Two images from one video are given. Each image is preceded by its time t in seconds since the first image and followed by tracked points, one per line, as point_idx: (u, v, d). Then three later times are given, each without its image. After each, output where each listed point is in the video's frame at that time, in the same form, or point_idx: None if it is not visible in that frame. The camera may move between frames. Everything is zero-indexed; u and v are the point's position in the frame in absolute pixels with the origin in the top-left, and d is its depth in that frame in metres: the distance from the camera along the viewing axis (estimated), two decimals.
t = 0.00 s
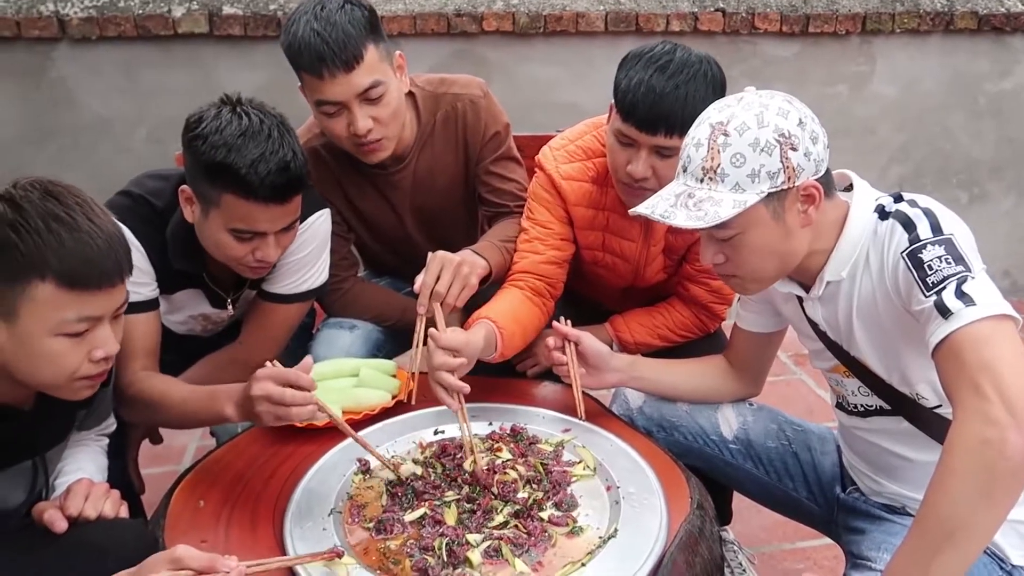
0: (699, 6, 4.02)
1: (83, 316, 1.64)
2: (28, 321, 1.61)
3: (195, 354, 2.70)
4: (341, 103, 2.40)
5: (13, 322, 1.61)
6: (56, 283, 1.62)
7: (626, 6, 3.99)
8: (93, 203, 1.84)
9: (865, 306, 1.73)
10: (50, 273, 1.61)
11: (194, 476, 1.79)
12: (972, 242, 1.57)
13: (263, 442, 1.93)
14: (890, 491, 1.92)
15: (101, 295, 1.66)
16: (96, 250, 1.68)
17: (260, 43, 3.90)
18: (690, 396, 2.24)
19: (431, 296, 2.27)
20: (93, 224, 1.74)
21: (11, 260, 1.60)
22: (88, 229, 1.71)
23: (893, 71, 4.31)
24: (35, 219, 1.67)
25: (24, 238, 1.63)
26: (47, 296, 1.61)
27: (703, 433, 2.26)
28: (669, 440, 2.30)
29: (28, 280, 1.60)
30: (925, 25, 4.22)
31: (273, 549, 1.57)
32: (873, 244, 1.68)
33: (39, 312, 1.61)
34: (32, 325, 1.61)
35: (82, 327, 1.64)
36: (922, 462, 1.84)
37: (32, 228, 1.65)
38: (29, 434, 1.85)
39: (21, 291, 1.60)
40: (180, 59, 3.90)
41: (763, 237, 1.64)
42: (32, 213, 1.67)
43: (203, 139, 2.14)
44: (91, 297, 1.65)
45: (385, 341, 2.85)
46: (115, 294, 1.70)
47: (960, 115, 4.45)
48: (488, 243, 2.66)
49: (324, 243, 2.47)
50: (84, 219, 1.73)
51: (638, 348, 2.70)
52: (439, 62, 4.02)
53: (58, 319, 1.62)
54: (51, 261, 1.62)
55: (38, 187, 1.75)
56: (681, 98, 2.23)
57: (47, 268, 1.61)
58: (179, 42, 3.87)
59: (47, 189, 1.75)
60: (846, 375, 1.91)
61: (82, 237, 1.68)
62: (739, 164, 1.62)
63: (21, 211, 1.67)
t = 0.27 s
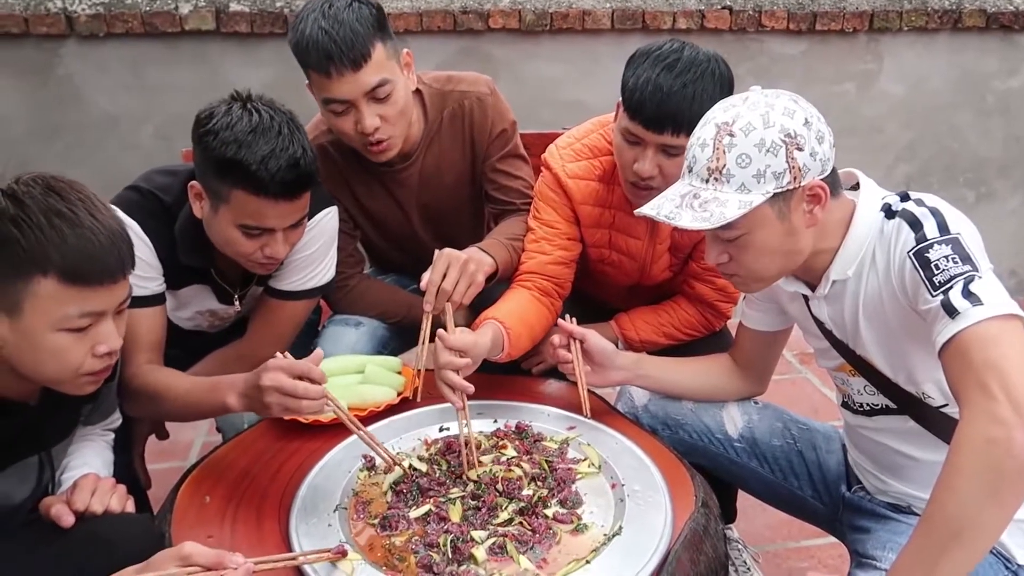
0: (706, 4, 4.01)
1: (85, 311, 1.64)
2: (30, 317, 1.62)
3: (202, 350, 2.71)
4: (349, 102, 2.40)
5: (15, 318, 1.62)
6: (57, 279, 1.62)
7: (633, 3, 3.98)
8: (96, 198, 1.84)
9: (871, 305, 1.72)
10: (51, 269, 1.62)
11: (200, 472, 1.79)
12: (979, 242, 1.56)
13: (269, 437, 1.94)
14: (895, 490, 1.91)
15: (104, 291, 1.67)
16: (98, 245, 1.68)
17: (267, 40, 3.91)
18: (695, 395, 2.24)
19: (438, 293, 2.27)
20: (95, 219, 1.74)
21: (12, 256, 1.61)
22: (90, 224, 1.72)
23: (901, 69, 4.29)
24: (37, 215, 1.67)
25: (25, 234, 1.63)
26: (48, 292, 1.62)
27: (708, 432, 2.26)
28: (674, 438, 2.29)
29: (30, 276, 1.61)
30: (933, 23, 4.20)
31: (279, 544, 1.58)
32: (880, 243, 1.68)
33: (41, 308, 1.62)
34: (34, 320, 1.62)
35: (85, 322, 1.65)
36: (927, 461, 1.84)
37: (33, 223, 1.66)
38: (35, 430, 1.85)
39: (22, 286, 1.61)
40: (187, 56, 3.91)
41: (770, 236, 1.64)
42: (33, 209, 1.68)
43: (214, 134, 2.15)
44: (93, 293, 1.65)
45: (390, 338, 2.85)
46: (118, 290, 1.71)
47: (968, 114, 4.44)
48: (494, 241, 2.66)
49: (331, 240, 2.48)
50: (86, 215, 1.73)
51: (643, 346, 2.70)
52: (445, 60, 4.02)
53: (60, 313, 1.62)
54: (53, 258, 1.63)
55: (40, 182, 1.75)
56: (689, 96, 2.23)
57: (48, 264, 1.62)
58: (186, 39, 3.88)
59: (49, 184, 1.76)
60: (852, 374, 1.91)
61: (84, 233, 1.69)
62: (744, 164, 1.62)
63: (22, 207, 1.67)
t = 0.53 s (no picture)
0: (712, 2, 4.00)
1: (95, 309, 1.65)
2: (41, 315, 1.62)
3: (208, 347, 2.72)
4: (356, 103, 2.40)
5: (26, 317, 1.62)
6: (70, 277, 1.63)
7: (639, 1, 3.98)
8: (104, 196, 1.84)
9: (877, 305, 1.72)
10: (63, 267, 1.62)
11: (206, 468, 1.80)
12: (986, 242, 1.56)
13: (275, 434, 1.94)
14: (901, 490, 1.91)
15: (114, 288, 1.67)
16: (109, 243, 1.69)
17: (273, 37, 3.91)
18: (700, 394, 2.23)
19: (444, 292, 2.27)
20: (104, 217, 1.75)
21: (24, 254, 1.61)
22: (99, 222, 1.72)
23: (908, 67, 4.28)
24: (46, 214, 1.68)
25: (36, 232, 1.64)
26: (59, 290, 1.62)
27: (713, 431, 2.26)
28: (678, 437, 2.30)
29: (42, 275, 1.61)
30: (940, 21, 4.19)
31: (284, 541, 1.58)
32: (887, 243, 1.68)
33: (52, 306, 1.62)
34: (45, 318, 1.62)
35: (95, 319, 1.66)
36: (933, 461, 1.83)
37: (44, 222, 1.67)
38: (42, 428, 1.86)
39: (34, 285, 1.61)
40: (193, 53, 3.91)
41: (777, 236, 1.64)
42: (43, 208, 1.68)
43: (221, 134, 2.15)
44: (104, 290, 1.66)
45: (395, 336, 2.86)
46: (129, 287, 1.72)
47: (975, 113, 4.43)
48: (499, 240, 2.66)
49: (338, 238, 2.48)
50: (95, 213, 1.74)
51: (648, 345, 2.70)
52: (450, 58, 4.02)
53: (72, 311, 1.63)
54: (64, 255, 1.63)
55: (48, 181, 1.76)
56: (694, 96, 2.23)
57: (60, 262, 1.62)
58: (192, 37, 3.88)
59: (57, 182, 1.76)
60: (858, 373, 1.90)
61: (94, 231, 1.69)
62: (751, 163, 1.61)
63: (31, 205, 1.68)
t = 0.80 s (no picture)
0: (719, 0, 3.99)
1: (110, 306, 1.66)
2: (56, 311, 1.63)
3: (215, 344, 2.73)
4: (361, 104, 2.40)
5: (41, 313, 1.63)
6: (86, 274, 1.63)
7: None
8: (120, 194, 1.85)
9: (885, 305, 1.72)
10: (80, 264, 1.63)
11: (213, 465, 1.81)
12: (995, 243, 1.55)
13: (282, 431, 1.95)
14: (907, 491, 1.91)
15: (130, 286, 1.68)
16: (125, 242, 1.69)
17: (280, 35, 3.92)
18: (707, 393, 2.23)
19: (453, 293, 2.27)
20: (121, 216, 1.75)
21: (41, 251, 1.62)
22: (116, 221, 1.73)
23: (916, 66, 4.26)
24: (65, 211, 1.69)
25: (54, 230, 1.65)
26: (75, 287, 1.63)
27: (718, 430, 2.25)
28: (684, 436, 2.29)
29: (58, 271, 1.62)
30: (948, 20, 4.17)
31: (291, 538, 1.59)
32: (895, 243, 1.67)
33: (68, 302, 1.63)
34: (61, 314, 1.63)
35: (109, 316, 1.66)
36: (939, 461, 1.83)
37: (62, 220, 1.68)
38: (53, 425, 1.86)
39: (49, 281, 1.62)
40: (200, 51, 3.92)
41: (785, 234, 1.64)
42: (62, 206, 1.69)
43: (227, 132, 2.15)
44: (119, 288, 1.67)
45: (401, 334, 2.86)
46: (142, 285, 1.72)
47: (983, 112, 4.41)
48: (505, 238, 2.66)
49: (343, 235, 2.48)
50: (112, 211, 1.75)
51: (654, 344, 2.69)
52: (456, 56, 4.02)
53: (86, 308, 1.64)
54: (80, 252, 1.64)
55: (66, 178, 1.77)
56: (701, 95, 2.22)
57: (76, 258, 1.63)
58: (199, 35, 3.89)
59: (75, 180, 1.77)
60: (864, 373, 1.90)
61: (112, 229, 1.70)
62: (762, 161, 1.61)
63: (50, 202, 1.69)
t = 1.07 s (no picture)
0: None
1: (126, 298, 1.67)
2: (72, 303, 1.64)
3: (224, 341, 2.74)
4: (367, 106, 2.41)
5: (57, 306, 1.64)
6: (102, 266, 1.65)
7: None
8: (136, 189, 1.86)
9: (893, 304, 1.72)
10: (96, 257, 1.64)
11: (222, 460, 1.82)
12: (1005, 243, 1.55)
13: (290, 428, 1.96)
14: (914, 491, 1.90)
15: (145, 278, 1.69)
16: (141, 235, 1.70)
17: (289, 34, 3.93)
18: (714, 392, 2.23)
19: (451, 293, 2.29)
20: (136, 209, 1.76)
21: (58, 245, 1.64)
22: (131, 214, 1.74)
23: (925, 65, 4.25)
24: (80, 205, 1.70)
25: (70, 223, 1.66)
26: (91, 280, 1.64)
27: (725, 429, 2.25)
28: (690, 435, 2.29)
29: (75, 264, 1.63)
30: (958, 19, 4.16)
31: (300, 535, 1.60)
32: (904, 242, 1.67)
33: (84, 294, 1.64)
34: (77, 307, 1.64)
35: (126, 309, 1.68)
36: (947, 461, 1.83)
37: (77, 213, 1.69)
38: (71, 418, 1.87)
39: (67, 274, 1.63)
40: (210, 49, 3.94)
41: (795, 233, 1.64)
42: (77, 199, 1.70)
43: (239, 132, 2.16)
44: (135, 280, 1.68)
45: (408, 332, 2.87)
46: (158, 278, 1.73)
47: (992, 112, 4.39)
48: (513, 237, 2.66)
49: (351, 234, 2.49)
50: (127, 205, 1.76)
51: (661, 343, 2.70)
52: (464, 54, 4.02)
53: (103, 300, 1.65)
54: (96, 245, 1.65)
55: (81, 174, 1.78)
56: (710, 93, 2.22)
57: (93, 252, 1.64)
58: (208, 33, 3.91)
59: (91, 175, 1.78)
60: (873, 373, 1.90)
61: (127, 222, 1.71)
62: (774, 158, 1.61)
63: (66, 196, 1.70)
